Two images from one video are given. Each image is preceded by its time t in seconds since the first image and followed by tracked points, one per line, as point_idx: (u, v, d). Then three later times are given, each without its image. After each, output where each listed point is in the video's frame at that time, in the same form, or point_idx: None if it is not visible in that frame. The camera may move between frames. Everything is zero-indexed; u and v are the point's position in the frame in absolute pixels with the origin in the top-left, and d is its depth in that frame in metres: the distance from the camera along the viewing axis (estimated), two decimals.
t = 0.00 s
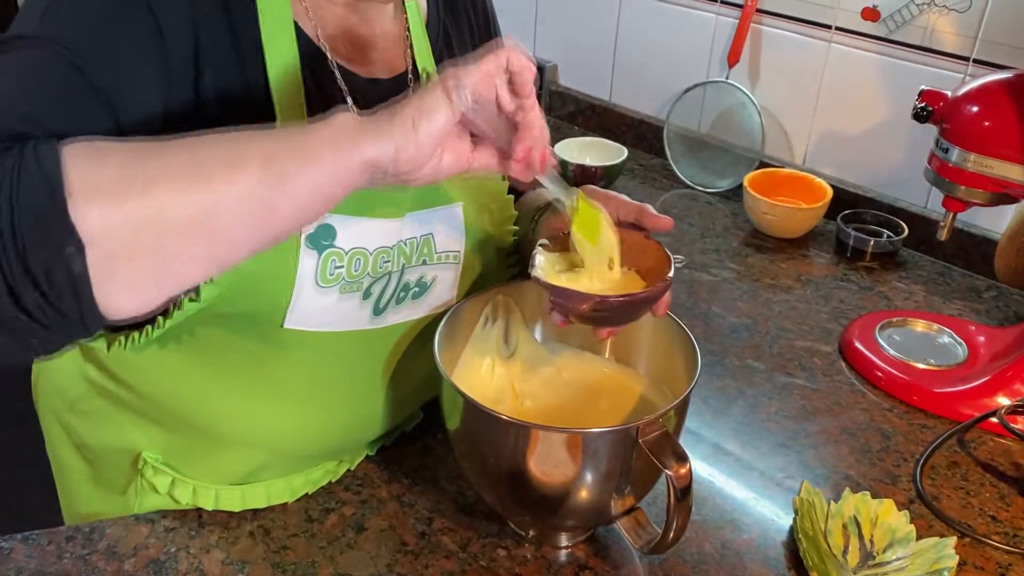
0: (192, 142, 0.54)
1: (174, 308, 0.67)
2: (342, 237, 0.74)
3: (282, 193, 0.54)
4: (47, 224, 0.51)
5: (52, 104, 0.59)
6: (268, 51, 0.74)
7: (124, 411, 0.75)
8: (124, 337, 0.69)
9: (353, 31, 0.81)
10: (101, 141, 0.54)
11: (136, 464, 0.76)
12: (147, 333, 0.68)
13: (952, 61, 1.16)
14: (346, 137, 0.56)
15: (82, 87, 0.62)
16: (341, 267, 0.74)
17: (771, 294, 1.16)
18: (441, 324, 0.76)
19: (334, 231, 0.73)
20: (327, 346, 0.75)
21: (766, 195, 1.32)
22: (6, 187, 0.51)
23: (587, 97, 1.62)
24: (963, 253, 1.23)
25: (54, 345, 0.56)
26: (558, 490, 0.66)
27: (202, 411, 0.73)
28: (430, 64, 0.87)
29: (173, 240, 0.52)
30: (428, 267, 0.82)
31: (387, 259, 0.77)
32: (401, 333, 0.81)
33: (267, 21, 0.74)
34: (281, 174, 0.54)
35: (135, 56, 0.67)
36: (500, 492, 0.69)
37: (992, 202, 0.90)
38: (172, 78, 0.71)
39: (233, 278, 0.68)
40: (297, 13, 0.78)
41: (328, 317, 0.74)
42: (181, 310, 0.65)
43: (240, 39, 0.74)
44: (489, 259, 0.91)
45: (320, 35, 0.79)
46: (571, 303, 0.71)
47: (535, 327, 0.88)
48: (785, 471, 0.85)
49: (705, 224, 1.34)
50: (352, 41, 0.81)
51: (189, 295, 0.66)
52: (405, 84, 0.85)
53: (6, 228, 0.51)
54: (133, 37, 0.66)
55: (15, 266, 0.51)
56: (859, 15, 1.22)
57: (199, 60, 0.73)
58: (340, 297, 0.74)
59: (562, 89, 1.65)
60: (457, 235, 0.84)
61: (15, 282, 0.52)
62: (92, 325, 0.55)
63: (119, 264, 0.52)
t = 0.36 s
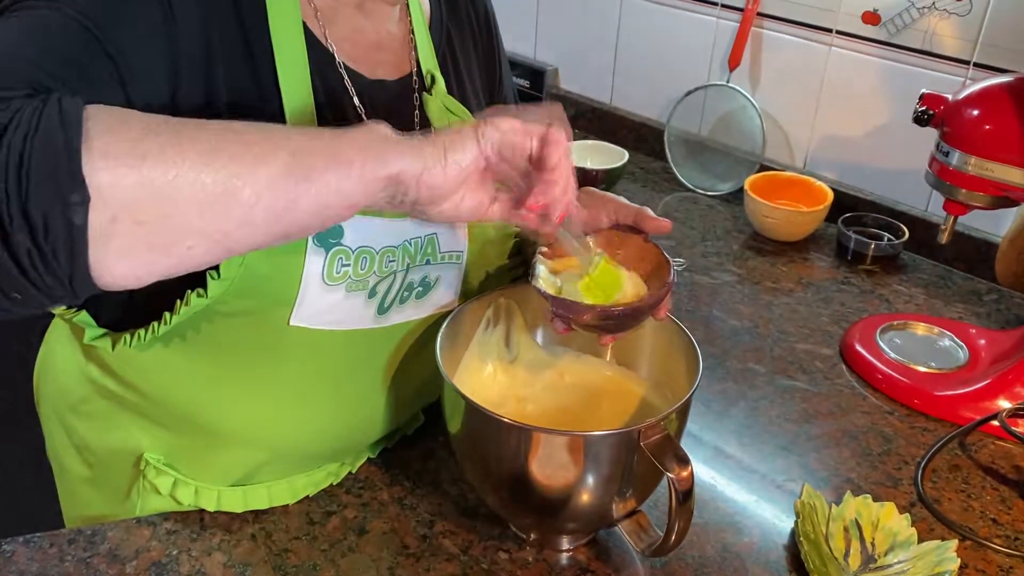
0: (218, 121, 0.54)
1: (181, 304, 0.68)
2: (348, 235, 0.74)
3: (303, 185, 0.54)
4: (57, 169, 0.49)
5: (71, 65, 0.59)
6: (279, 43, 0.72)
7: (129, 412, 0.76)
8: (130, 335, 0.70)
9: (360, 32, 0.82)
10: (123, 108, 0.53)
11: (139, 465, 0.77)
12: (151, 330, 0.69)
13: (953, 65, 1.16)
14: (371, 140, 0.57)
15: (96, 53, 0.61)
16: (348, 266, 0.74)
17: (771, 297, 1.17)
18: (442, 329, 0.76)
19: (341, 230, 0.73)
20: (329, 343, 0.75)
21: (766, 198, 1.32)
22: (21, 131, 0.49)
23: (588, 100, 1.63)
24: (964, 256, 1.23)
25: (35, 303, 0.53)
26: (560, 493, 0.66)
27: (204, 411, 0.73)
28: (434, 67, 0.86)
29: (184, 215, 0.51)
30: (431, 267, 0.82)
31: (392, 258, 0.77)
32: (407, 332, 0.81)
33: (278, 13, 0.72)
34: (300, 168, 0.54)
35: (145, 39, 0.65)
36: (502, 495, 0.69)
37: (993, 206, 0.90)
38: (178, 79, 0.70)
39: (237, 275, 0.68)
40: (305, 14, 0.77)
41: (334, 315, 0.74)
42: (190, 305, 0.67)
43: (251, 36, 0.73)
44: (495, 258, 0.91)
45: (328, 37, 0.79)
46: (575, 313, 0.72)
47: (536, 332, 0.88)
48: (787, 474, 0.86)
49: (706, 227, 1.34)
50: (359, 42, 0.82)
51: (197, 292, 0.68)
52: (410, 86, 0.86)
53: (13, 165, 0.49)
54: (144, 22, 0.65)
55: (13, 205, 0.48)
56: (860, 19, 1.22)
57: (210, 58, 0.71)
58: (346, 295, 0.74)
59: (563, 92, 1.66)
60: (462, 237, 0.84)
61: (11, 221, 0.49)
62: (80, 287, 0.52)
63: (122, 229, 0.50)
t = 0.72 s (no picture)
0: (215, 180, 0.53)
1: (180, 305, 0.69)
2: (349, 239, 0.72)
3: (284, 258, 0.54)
4: (33, 235, 0.48)
5: (60, 87, 0.57)
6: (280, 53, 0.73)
7: (129, 412, 0.76)
8: (130, 336, 0.71)
9: (361, 33, 0.82)
10: (115, 162, 0.52)
11: (139, 465, 0.77)
12: (152, 331, 0.70)
13: (952, 66, 1.16)
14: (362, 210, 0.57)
15: (85, 81, 0.60)
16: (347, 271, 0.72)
17: (771, 298, 1.17)
18: (442, 329, 0.76)
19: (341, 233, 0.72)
20: (329, 344, 0.75)
21: (766, 200, 1.32)
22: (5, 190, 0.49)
23: (588, 103, 1.63)
24: (964, 258, 1.23)
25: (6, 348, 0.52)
26: (559, 495, 0.66)
27: (204, 411, 0.73)
28: (435, 69, 0.87)
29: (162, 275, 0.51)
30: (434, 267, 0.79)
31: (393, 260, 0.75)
32: (409, 330, 0.81)
33: (282, 19, 0.73)
34: (288, 241, 0.54)
35: (141, 60, 0.65)
36: (502, 497, 0.69)
37: (993, 207, 0.90)
38: (175, 89, 0.69)
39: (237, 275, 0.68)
40: (305, 17, 0.78)
41: (332, 318, 0.73)
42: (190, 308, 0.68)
43: (251, 47, 0.73)
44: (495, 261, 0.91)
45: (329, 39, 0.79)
46: (590, 323, 0.72)
47: (536, 333, 0.89)
48: (786, 476, 0.85)
49: (706, 229, 1.34)
50: (358, 43, 0.82)
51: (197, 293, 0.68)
52: (410, 87, 0.86)
53: None
54: (137, 40, 0.64)
55: None
56: (859, 21, 1.22)
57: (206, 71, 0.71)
58: (345, 300, 0.73)
59: (562, 94, 1.66)
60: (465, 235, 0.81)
61: None
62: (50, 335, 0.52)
63: (96, 295, 0.51)
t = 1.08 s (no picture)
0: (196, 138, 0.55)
1: (178, 310, 0.68)
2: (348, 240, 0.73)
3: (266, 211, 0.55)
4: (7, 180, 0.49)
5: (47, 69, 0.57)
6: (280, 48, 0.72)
7: (128, 416, 0.76)
8: (129, 341, 0.70)
9: (362, 38, 0.82)
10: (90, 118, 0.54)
11: (138, 469, 0.77)
12: (150, 335, 0.69)
13: (951, 70, 1.16)
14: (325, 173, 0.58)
15: (74, 59, 0.59)
16: (346, 270, 0.74)
17: (770, 302, 1.17)
18: (442, 333, 0.76)
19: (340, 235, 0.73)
20: (330, 349, 0.75)
21: (766, 203, 1.32)
22: None
23: (588, 106, 1.63)
24: (963, 261, 1.23)
25: None
26: (559, 499, 0.66)
27: (206, 415, 0.73)
28: (433, 74, 0.87)
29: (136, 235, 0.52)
30: (431, 272, 0.82)
31: (391, 263, 0.77)
32: (406, 337, 0.81)
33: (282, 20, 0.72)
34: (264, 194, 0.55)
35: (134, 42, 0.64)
36: (502, 501, 0.69)
37: (993, 211, 0.91)
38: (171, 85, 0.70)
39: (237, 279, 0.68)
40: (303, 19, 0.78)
41: (332, 320, 0.74)
42: (188, 312, 0.67)
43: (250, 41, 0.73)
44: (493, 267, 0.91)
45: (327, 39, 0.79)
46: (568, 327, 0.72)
47: (536, 336, 0.88)
48: (786, 479, 0.86)
49: (705, 233, 1.34)
50: (359, 47, 0.82)
51: (194, 297, 0.67)
52: (409, 92, 0.86)
53: None
54: (131, 25, 0.64)
55: None
56: (858, 24, 1.22)
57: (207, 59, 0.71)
58: (345, 299, 0.74)
59: (562, 97, 1.66)
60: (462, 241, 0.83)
61: None
62: (30, 295, 0.53)
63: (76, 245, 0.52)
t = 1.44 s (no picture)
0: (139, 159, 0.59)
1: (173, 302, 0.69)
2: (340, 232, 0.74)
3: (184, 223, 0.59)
4: None
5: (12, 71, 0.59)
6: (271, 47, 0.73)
7: (124, 410, 0.76)
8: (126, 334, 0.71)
9: (359, 34, 0.82)
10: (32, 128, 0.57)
11: (135, 465, 0.77)
12: (146, 328, 0.69)
13: (945, 66, 1.17)
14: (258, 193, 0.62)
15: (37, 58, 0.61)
16: (338, 263, 0.74)
17: (766, 298, 1.17)
18: (439, 327, 0.76)
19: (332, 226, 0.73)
20: (326, 344, 0.75)
21: (762, 201, 1.33)
22: None
23: (584, 104, 1.63)
24: (959, 258, 1.23)
25: None
26: (555, 492, 0.66)
27: (203, 409, 0.73)
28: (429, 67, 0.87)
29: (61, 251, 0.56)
30: (427, 267, 0.82)
31: (385, 256, 0.77)
32: (404, 331, 0.81)
33: (273, 21, 0.73)
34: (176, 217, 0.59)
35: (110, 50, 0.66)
36: (500, 494, 0.69)
37: (987, 206, 0.91)
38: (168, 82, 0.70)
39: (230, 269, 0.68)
40: (298, 13, 0.78)
41: (324, 313, 0.74)
42: (182, 304, 0.68)
43: (244, 43, 0.73)
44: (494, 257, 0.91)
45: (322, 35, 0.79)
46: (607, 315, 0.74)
47: (533, 330, 0.88)
48: (782, 474, 0.86)
49: (701, 230, 1.34)
50: (356, 43, 0.82)
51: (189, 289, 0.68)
52: (406, 88, 0.87)
53: None
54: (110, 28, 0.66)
55: None
56: (853, 22, 1.23)
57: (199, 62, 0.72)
58: (337, 293, 0.75)
59: (559, 96, 1.66)
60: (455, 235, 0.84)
61: None
62: None
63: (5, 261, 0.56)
